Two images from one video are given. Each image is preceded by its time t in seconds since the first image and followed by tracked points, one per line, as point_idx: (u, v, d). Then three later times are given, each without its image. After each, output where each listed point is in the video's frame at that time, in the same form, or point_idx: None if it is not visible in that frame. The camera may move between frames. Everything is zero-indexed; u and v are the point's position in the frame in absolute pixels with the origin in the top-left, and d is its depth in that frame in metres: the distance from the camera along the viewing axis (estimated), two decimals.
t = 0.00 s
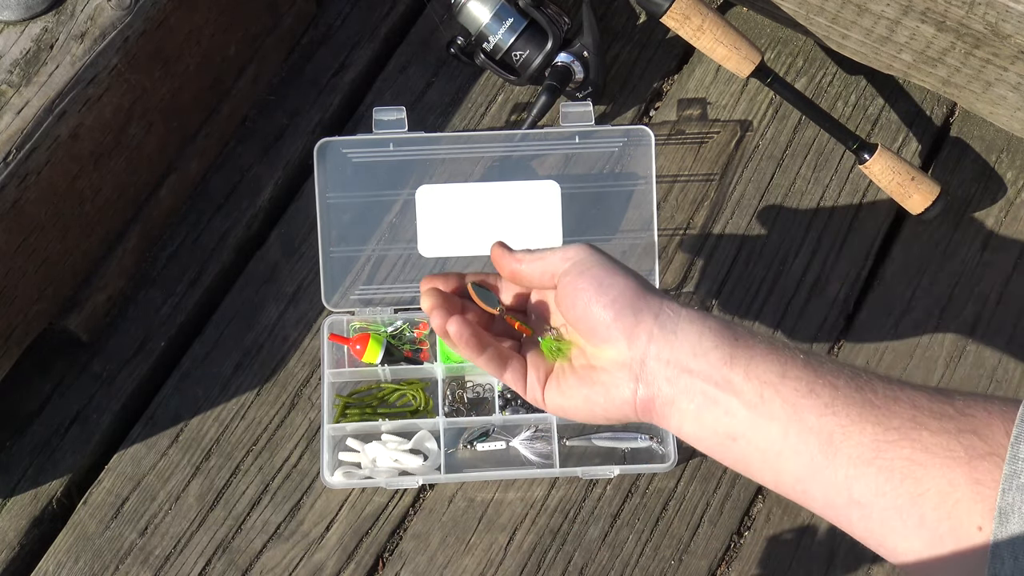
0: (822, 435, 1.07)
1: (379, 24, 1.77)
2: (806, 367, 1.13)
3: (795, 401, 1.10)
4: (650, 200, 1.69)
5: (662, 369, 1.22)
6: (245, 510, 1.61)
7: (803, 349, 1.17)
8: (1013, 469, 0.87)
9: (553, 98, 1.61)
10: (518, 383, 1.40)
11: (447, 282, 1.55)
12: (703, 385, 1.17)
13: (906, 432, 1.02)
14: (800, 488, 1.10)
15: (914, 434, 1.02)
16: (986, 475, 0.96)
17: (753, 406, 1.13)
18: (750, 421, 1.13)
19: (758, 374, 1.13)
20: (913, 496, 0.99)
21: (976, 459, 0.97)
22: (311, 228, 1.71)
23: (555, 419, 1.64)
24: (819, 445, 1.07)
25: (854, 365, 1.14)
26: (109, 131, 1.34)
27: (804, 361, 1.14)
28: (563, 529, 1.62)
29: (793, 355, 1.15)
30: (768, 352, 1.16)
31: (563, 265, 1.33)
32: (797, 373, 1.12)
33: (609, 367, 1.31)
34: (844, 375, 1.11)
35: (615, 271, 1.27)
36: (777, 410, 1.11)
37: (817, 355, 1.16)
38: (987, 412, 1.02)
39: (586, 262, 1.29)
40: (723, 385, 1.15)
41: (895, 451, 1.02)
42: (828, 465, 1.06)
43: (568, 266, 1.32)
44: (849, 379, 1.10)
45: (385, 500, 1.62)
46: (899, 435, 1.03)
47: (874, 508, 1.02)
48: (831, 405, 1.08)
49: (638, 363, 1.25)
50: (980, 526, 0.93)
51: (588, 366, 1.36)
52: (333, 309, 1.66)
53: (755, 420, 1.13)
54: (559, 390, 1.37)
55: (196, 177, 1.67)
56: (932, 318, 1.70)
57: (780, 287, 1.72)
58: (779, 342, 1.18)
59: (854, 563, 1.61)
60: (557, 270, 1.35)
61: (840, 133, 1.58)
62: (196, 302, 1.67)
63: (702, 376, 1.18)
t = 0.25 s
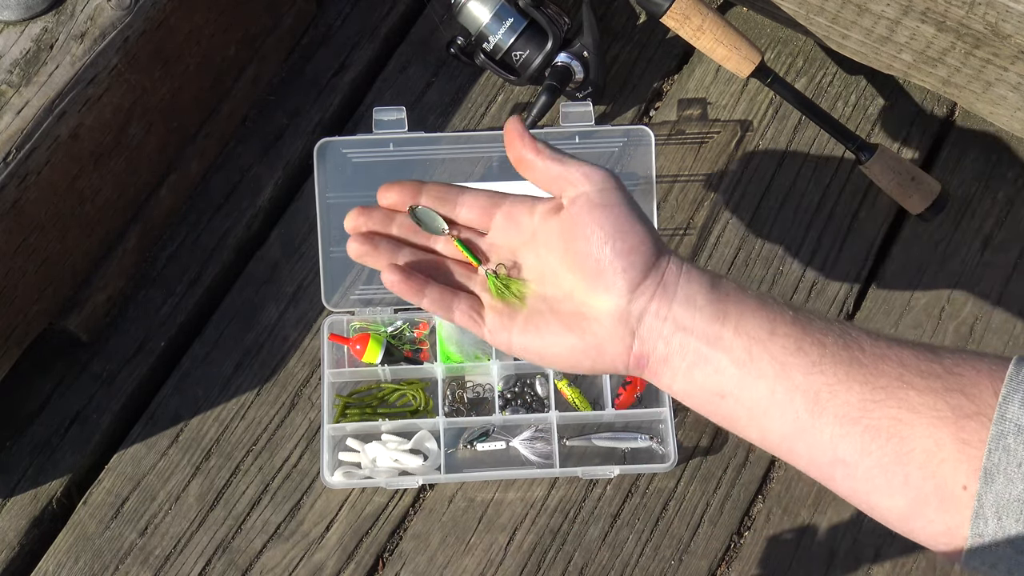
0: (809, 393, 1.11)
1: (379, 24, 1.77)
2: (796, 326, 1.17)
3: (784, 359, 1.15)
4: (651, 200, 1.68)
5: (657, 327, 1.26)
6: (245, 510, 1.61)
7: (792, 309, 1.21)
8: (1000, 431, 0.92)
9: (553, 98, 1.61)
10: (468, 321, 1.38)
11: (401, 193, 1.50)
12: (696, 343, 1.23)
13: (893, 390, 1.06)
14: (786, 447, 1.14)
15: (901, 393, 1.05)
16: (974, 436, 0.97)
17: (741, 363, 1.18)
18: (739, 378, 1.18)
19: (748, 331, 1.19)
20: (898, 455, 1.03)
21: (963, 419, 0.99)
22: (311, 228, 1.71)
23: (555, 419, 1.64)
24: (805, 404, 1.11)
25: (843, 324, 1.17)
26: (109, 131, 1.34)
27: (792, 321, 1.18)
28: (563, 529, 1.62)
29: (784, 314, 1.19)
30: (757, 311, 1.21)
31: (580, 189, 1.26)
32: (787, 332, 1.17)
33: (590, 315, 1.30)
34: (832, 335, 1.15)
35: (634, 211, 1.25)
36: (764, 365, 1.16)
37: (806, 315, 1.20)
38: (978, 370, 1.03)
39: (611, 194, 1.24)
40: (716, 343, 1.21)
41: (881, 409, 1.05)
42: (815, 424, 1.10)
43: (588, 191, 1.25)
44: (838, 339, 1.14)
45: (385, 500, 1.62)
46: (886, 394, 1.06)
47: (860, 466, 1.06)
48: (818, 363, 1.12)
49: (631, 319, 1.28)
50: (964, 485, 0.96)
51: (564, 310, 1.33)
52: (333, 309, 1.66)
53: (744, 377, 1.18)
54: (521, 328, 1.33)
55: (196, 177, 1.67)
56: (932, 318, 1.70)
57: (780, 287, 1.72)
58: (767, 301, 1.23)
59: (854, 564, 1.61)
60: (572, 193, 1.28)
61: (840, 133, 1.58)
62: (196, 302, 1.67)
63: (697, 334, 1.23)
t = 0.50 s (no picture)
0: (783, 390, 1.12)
1: (379, 24, 1.77)
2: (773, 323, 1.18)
3: (761, 356, 1.16)
4: (651, 200, 1.69)
5: (638, 324, 1.28)
6: (245, 510, 1.61)
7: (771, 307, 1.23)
8: (973, 425, 0.91)
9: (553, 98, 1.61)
10: (450, 310, 1.42)
11: (390, 184, 1.49)
12: (675, 340, 1.25)
13: (868, 386, 1.06)
14: (763, 442, 1.16)
15: (876, 388, 1.05)
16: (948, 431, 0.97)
17: (717, 359, 1.20)
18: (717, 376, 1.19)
19: (724, 328, 1.20)
20: (873, 449, 1.03)
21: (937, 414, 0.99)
22: (311, 228, 1.71)
23: (556, 419, 1.64)
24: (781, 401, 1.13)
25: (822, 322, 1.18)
26: (109, 131, 1.34)
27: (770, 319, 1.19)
28: (563, 529, 1.62)
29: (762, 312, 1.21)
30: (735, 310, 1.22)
31: (580, 180, 1.26)
32: (764, 329, 1.18)
33: (571, 309, 1.32)
34: (809, 332, 1.16)
35: (627, 205, 1.26)
36: (740, 361, 1.17)
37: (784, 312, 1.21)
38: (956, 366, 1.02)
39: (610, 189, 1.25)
40: (694, 340, 1.22)
41: (855, 404, 1.06)
42: (790, 419, 1.11)
43: (588, 184, 1.25)
44: (815, 336, 1.15)
45: (385, 500, 1.62)
46: (861, 389, 1.06)
47: (836, 462, 1.06)
48: (793, 361, 1.13)
49: (612, 315, 1.30)
50: (938, 478, 0.96)
51: (547, 304, 1.36)
52: (333, 309, 1.66)
53: (721, 374, 1.19)
54: (503, 321, 1.36)
55: (196, 177, 1.67)
56: (932, 319, 1.70)
57: (780, 286, 1.72)
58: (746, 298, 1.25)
59: (854, 564, 1.61)
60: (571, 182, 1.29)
61: (841, 133, 1.58)
62: (196, 302, 1.67)
63: (676, 331, 1.25)
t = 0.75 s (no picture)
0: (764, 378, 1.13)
1: (379, 23, 1.77)
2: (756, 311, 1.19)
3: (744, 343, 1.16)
4: (650, 200, 1.69)
5: (624, 314, 1.28)
6: (245, 510, 1.61)
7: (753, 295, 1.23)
8: (953, 410, 0.91)
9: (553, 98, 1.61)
10: (437, 298, 1.42)
11: (378, 174, 1.53)
12: (659, 328, 1.25)
13: (848, 372, 1.06)
14: (745, 428, 1.16)
15: (857, 374, 1.05)
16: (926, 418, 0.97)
17: (701, 346, 1.20)
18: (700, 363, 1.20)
19: (708, 316, 1.20)
20: (853, 434, 1.03)
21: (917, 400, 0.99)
22: (311, 228, 1.71)
23: (555, 419, 1.65)
24: (762, 388, 1.13)
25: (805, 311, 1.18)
26: (109, 131, 1.34)
27: (752, 308, 1.19)
28: (563, 529, 1.62)
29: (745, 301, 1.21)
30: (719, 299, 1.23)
31: (571, 170, 1.24)
32: (747, 318, 1.18)
33: (558, 298, 1.32)
34: (791, 320, 1.16)
35: (616, 195, 1.25)
36: (723, 348, 1.17)
37: (765, 300, 1.21)
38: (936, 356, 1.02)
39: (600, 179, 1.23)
40: (678, 329, 1.22)
41: (836, 390, 1.06)
42: (771, 405, 1.11)
43: (579, 175, 1.24)
44: (796, 324, 1.15)
45: (385, 500, 1.62)
46: (842, 376, 1.06)
47: (816, 447, 1.06)
48: (774, 349, 1.14)
49: (599, 305, 1.30)
50: (917, 462, 0.97)
51: (534, 294, 1.35)
52: (333, 308, 1.66)
53: (703, 361, 1.19)
54: (491, 310, 1.36)
55: (196, 177, 1.67)
56: (932, 319, 1.70)
57: (780, 286, 1.72)
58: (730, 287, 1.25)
59: (854, 564, 1.61)
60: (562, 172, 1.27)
61: (840, 133, 1.58)
62: (196, 302, 1.67)
63: (660, 319, 1.25)
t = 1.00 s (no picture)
0: (777, 376, 1.12)
1: (379, 24, 1.77)
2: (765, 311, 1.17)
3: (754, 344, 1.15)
4: (650, 200, 1.69)
5: (631, 317, 1.30)
6: (245, 510, 1.61)
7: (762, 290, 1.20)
8: (965, 403, 0.91)
9: (553, 98, 1.61)
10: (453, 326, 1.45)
11: (368, 219, 1.49)
12: (668, 328, 1.26)
13: (862, 368, 1.05)
14: (760, 423, 1.16)
15: (871, 371, 1.04)
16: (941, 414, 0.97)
17: (710, 347, 1.20)
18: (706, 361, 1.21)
19: (715, 317, 1.20)
20: (866, 430, 1.03)
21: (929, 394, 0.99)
22: (311, 228, 1.71)
23: (555, 418, 1.65)
24: (774, 386, 1.13)
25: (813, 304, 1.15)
26: (109, 131, 1.34)
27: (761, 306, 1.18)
28: (563, 529, 1.62)
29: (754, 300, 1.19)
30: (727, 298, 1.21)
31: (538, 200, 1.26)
32: (755, 320, 1.16)
33: (562, 312, 1.36)
34: (800, 317, 1.14)
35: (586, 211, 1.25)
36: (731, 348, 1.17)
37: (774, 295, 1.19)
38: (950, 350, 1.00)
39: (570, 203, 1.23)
40: (686, 327, 1.23)
41: (846, 388, 1.05)
42: (783, 402, 1.11)
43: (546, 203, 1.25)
44: (808, 318, 1.13)
45: (385, 500, 1.62)
46: (856, 374, 1.05)
47: (834, 442, 1.06)
48: (788, 349, 1.12)
49: (606, 313, 1.33)
50: (931, 455, 0.97)
51: (543, 308, 1.38)
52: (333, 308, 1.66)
53: (714, 360, 1.19)
54: (505, 328, 1.41)
55: (196, 177, 1.67)
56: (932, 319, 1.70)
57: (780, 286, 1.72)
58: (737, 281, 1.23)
59: (854, 564, 1.61)
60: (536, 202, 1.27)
61: (841, 133, 1.58)
62: (196, 302, 1.67)
63: (668, 321, 1.26)
